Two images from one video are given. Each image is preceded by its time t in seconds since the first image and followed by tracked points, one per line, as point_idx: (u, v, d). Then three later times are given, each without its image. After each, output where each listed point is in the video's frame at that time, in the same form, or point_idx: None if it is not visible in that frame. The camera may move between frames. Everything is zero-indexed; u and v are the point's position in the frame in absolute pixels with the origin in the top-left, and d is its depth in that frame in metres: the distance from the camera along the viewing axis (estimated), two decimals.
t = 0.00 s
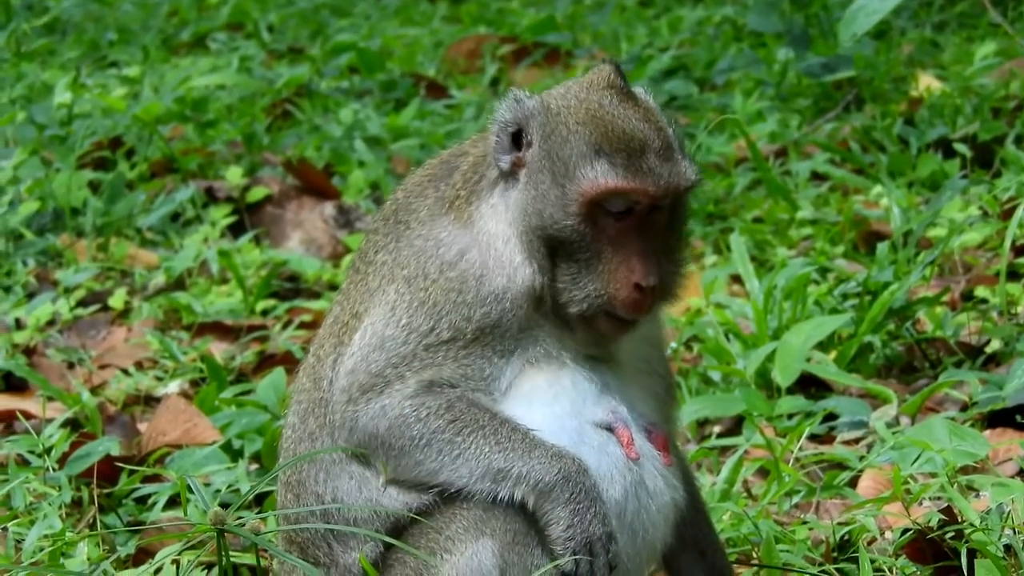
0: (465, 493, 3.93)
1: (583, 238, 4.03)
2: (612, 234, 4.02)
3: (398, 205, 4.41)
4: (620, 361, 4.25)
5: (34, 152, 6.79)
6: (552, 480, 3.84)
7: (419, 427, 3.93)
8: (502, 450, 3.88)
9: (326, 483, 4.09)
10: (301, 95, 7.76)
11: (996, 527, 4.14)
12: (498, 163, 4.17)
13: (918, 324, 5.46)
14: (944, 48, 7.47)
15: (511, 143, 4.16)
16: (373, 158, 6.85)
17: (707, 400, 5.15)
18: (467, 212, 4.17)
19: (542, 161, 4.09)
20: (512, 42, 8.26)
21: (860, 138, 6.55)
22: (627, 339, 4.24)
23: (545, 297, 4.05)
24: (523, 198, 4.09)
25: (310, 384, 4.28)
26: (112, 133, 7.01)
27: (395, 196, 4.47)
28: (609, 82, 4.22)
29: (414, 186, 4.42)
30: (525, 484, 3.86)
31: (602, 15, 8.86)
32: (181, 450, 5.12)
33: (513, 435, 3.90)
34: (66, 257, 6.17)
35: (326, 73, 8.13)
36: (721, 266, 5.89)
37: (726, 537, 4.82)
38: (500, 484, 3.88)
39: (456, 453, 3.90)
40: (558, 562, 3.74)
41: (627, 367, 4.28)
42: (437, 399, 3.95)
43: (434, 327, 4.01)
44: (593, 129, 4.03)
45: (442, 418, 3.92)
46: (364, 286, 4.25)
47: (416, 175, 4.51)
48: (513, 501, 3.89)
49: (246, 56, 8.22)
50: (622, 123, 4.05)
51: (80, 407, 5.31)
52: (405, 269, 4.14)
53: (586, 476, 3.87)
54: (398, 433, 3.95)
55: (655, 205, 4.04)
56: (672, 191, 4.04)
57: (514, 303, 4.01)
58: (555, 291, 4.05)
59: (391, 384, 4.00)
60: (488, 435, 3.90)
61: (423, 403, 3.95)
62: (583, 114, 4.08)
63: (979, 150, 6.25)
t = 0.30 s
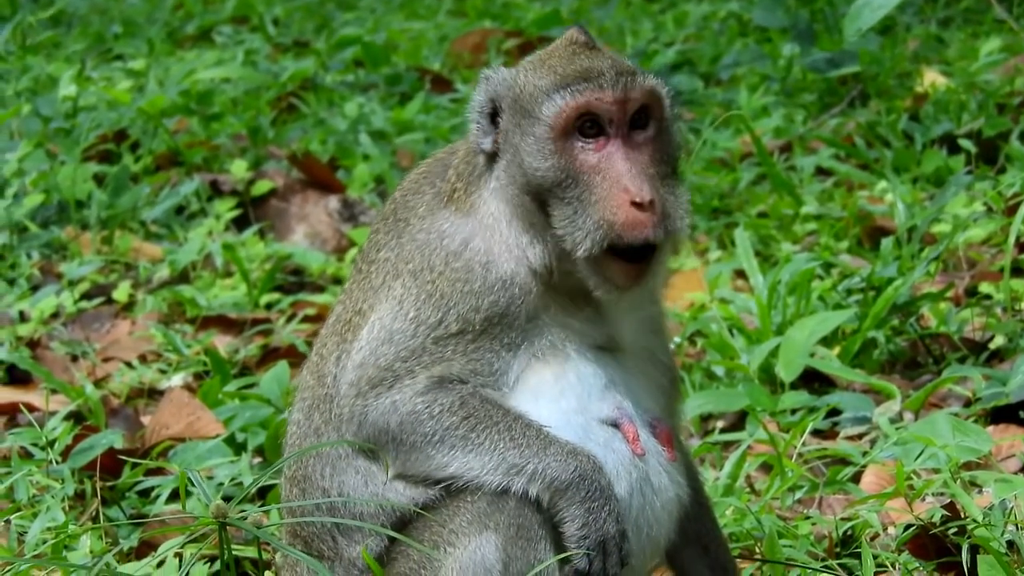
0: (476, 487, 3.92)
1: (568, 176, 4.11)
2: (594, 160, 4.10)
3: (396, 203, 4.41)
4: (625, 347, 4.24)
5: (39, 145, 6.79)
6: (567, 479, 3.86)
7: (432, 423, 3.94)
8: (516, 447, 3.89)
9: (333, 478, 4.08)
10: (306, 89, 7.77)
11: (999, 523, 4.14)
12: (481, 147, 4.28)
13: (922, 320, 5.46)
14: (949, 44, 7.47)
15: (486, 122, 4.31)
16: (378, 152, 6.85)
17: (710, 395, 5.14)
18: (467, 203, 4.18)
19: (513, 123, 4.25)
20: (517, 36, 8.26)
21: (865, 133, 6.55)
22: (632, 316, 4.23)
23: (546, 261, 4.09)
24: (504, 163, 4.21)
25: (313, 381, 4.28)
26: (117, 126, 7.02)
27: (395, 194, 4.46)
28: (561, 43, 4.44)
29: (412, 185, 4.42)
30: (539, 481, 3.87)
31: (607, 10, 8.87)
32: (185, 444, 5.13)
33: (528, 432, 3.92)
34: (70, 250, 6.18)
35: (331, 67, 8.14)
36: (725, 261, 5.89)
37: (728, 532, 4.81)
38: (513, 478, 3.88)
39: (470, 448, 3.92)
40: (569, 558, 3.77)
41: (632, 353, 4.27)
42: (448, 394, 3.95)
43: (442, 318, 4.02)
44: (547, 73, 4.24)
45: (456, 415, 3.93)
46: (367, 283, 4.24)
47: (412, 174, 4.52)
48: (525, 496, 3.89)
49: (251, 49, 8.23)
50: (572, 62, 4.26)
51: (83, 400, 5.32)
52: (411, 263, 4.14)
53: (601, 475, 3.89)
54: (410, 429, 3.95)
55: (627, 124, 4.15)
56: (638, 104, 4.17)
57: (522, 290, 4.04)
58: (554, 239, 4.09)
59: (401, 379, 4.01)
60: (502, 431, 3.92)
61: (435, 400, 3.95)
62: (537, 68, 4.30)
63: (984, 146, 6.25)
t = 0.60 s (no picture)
0: (481, 482, 3.91)
1: (557, 162, 4.17)
2: (583, 146, 4.17)
3: (396, 201, 4.40)
4: (627, 340, 4.25)
5: (43, 140, 6.79)
6: (573, 475, 3.86)
7: (437, 419, 3.93)
8: (522, 442, 3.89)
9: (336, 473, 4.08)
10: (310, 84, 7.78)
11: (1002, 521, 4.14)
12: (474, 139, 4.33)
13: (926, 317, 5.46)
14: (953, 41, 7.47)
15: (478, 113, 4.36)
16: (382, 148, 6.86)
17: (713, 392, 5.14)
18: (466, 196, 4.19)
19: (502, 112, 4.31)
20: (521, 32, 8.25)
21: (868, 130, 6.55)
22: (629, 307, 4.24)
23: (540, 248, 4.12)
24: (495, 151, 4.27)
25: (315, 378, 4.27)
26: (120, 121, 7.02)
27: (395, 191, 4.46)
28: (550, 33, 4.50)
29: (412, 182, 4.41)
30: (545, 476, 3.87)
31: (612, 7, 8.88)
32: (188, 439, 5.13)
33: (534, 428, 3.91)
34: (74, 245, 6.18)
35: (335, 62, 8.14)
36: (728, 258, 5.89)
37: (731, 528, 4.80)
38: (518, 473, 3.88)
39: (475, 443, 3.91)
40: (575, 553, 3.77)
41: (634, 346, 4.28)
42: (453, 390, 3.95)
43: (445, 312, 4.02)
44: (534, 62, 4.30)
45: (461, 411, 3.93)
46: (369, 280, 4.23)
47: (411, 172, 4.51)
48: (530, 492, 3.89)
49: (255, 45, 8.24)
50: (560, 50, 4.32)
51: (87, 395, 5.32)
52: (413, 258, 4.13)
53: (606, 470, 3.90)
54: (414, 425, 3.95)
55: (615, 109, 4.20)
56: (626, 90, 4.22)
57: (522, 281, 4.05)
58: (546, 223, 4.12)
59: (405, 375, 4.01)
60: (508, 426, 3.92)
61: (439, 396, 3.95)
62: (525, 57, 4.36)
63: (987, 143, 6.25)
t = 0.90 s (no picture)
0: (485, 480, 3.92)
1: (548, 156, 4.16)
2: (574, 139, 4.15)
3: (396, 200, 4.42)
4: (630, 338, 4.25)
5: (46, 137, 6.79)
6: (578, 472, 3.86)
7: (441, 417, 3.94)
8: (526, 440, 3.89)
9: (339, 470, 4.08)
10: (313, 82, 7.78)
11: (1005, 520, 4.16)
12: (470, 135, 4.33)
13: (929, 315, 5.47)
14: (956, 40, 7.47)
15: (474, 109, 4.37)
16: (385, 146, 6.86)
17: (716, 390, 5.15)
18: (466, 192, 4.19)
19: (495, 107, 4.30)
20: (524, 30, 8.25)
21: (871, 129, 6.55)
22: (630, 305, 4.24)
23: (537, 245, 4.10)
24: (489, 147, 4.26)
25: (317, 375, 4.28)
26: (123, 119, 7.03)
27: (396, 189, 4.46)
28: (545, 27, 4.49)
29: (412, 180, 4.42)
30: (550, 474, 3.88)
31: (615, 5, 8.87)
32: (190, 437, 5.12)
33: (538, 425, 3.92)
34: (77, 243, 6.18)
35: (338, 61, 8.14)
36: (731, 256, 5.88)
37: (734, 527, 4.80)
38: (523, 470, 3.88)
39: (479, 441, 3.92)
40: (580, 551, 3.77)
41: (636, 343, 4.28)
42: (457, 388, 3.96)
43: (447, 309, 4.03)
44: (526, 57, 4.29)
45: (465, 408, 3.94)
46: (370, 278, 4.24)
47: (411, 171, 4.52)
48: (534, 489, 3.89)
49: (258, 43, 8.24)
50: (552, 44, 4.30)
51: (89, 392, 5.32)
52: (414, 256, 4.15)
53: (611, 468, 3.90)
54: (418, 422, 3.96)
55: (606, 104, 4.19)
56: (617, 84, 4.20)
57: (523, 276, 4.05)
58: (539, 219, 4.11)
59: (408, 372, 4.01)
60: (511, 423, 3.92)
61: (443, 393, 3.96)
62: (519, 52, 4.35)
63: (990, 142, 6.25)
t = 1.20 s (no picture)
0: (489, 477, 3.92)
1: (537, 156, 4.18)
2: (562, 140, 4.18)
3: (396, 198, 4.41)
4: (633, 335, 4.26)
5: (49, 135, 6.79)
6: (582, 470, 3.86)
7: (444, 415, 3.95)
8: (530, 437, 3.90)
9: (341, 467, 4.08)
10: (316, 81, 7.78)
11: (1009, 518, 4.15)
12: (465, 134, 4.34)
13: (932, 314, 5.46)
14: (959, 39, 7.46)
15: (469, 108, 4.38)
16: (388, 144, 6.86)
17: (719, 388, 5.16)
18: (466, 190, 4.20)
19: (487, 107, 4.33)
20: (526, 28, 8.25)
21: (875, 127, 6.54)
22: (632, 302, 4.25)
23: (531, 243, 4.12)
24: (481, 145, 4.28)
25: (318, 373, 4.27)
26: (127, 118, 7.03)
27: (396, 187, 4.46)
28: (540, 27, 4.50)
29: (411, 179, 4.42)
30: (554, 472, 3.88)
31: (618, 3, 8.87)
32: (194, 435, 5.13)
33: (541, 423, 3.92)
34: (80, 241, 6.18)
35: (341, 59, 8.14)
36: (734, 255, 5.88)
37: (737, 525, 4.81)
38: (527, 467, 3.88)
39: (483, 438, 3.93)
40: (584, 549, 3.77)
41: (639, 340, 4.29)
42: (459, 385, 3.97)
43: (448, 306, 4.04)
44: (517, 57, 4.31)
45: (468, 406, 3.95)
46: (371, 276, 4.24)
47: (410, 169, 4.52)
48: (538, 487, 3.89)
49: (261, 41, 8.24)
50: (543, 44, 4.31)
51: (93, 390, 5.32)
52: (415, 253, 4.15)
53: (615, 465, 3.90)
54: (422, 421, 3.97)
55: (595, 105, 4.19)
56: (607, 85, 4.20)
57: (521, 274, 4.08)
58: (529, 217, 4.13)
59: (410, 370, 4.02)
60: (515, 421, 3.93)
61: (446, 391, 3.97)
62: (512, 52, 4.36)
63: (994, 140, 6.26)
